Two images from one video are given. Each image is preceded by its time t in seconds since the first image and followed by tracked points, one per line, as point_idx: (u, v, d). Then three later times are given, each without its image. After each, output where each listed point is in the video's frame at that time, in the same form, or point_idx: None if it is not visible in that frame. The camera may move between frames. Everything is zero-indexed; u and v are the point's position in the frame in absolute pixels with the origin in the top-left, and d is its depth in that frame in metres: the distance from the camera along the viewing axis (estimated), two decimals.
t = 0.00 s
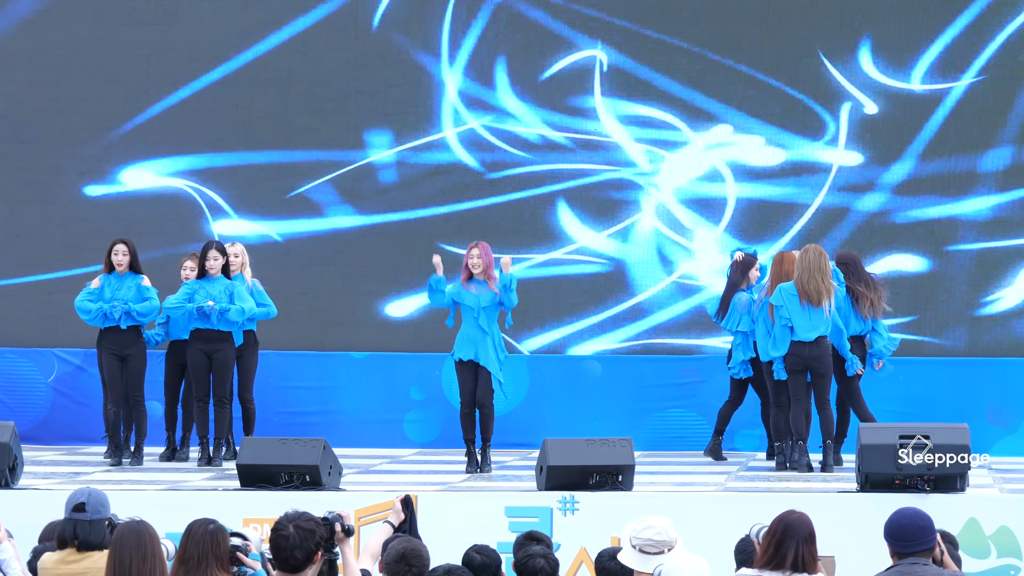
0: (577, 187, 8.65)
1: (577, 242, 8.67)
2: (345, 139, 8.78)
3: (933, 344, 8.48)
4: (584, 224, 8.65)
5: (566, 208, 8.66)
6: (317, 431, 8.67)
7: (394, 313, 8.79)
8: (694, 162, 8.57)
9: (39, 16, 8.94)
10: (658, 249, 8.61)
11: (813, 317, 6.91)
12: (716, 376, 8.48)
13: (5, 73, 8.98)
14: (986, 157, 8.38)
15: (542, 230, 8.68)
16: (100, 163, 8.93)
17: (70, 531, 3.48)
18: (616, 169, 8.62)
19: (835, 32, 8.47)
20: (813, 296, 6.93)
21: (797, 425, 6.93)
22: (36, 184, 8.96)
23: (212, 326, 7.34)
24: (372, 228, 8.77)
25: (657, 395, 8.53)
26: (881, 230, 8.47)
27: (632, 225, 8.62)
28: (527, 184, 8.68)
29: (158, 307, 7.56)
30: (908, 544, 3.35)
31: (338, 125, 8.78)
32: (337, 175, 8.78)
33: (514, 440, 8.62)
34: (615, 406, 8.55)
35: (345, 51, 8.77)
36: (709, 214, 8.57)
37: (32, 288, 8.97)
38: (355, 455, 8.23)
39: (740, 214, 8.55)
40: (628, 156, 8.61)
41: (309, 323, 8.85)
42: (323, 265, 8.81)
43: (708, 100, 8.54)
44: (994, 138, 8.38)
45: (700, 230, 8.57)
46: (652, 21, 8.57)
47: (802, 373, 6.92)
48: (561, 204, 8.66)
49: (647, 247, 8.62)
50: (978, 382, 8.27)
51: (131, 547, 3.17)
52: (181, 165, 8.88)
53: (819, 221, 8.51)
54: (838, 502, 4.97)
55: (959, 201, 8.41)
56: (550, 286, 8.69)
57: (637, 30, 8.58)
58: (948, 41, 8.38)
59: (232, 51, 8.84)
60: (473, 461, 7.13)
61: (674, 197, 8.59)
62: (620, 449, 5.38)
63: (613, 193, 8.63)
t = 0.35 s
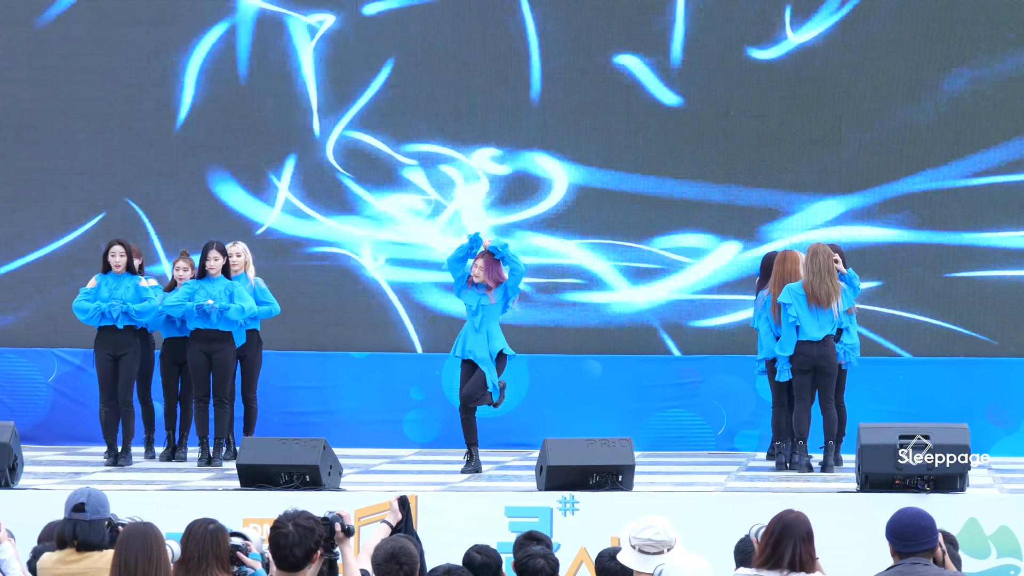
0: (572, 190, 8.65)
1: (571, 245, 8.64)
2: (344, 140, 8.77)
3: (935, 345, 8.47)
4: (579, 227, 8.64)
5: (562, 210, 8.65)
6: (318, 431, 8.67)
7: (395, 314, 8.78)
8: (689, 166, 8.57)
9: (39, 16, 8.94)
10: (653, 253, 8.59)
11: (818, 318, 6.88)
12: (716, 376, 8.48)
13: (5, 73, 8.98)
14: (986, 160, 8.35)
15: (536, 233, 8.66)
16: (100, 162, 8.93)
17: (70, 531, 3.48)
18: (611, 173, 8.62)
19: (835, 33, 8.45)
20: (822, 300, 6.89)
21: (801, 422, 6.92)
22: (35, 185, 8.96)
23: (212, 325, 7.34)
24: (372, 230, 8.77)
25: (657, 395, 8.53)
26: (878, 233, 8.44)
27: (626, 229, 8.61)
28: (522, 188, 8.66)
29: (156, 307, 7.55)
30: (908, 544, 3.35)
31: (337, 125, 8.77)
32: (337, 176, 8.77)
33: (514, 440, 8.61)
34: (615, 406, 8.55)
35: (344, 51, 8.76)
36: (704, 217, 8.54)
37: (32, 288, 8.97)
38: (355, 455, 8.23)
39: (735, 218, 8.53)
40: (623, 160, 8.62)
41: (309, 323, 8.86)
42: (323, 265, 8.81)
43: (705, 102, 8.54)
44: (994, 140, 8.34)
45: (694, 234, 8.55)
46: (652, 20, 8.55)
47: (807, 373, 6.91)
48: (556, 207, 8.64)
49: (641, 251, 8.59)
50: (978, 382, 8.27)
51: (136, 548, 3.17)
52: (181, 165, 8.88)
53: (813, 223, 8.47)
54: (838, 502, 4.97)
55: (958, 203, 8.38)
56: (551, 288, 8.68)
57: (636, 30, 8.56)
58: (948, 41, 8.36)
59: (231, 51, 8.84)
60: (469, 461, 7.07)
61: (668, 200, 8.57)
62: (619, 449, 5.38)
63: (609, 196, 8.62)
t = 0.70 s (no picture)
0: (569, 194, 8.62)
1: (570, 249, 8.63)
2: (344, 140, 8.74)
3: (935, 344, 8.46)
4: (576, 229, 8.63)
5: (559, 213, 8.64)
6: (317, 431, 8.67)
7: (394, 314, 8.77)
8: (686, 169, 8.54)
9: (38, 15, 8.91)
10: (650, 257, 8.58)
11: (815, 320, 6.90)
12: (715, 376, 8.48)
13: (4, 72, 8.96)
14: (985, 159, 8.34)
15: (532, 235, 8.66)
16: (99, 162, 8.91)
17: (70, 532, 3.48)
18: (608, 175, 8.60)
19: (833, 33, 8.42)
20: (818, 303, 6.92)
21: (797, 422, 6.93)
22: (34, 184, 8.94)
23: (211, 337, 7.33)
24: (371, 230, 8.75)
25: (657, 395, 8.52)
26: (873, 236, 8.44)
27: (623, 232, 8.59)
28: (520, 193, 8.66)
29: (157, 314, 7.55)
30: (909, 544, 3.35)
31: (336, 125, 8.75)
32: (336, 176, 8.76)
33: (514, 440, 8.61)
34: (615, 406, 8.55)
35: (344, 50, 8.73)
36: (701, 219, 8.52)
37: (31, 288, 8.96)
38: (354, 455, 8.23)
39: (733, 219, 8.50)
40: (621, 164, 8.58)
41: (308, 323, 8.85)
42: (323, 265, 8.79)
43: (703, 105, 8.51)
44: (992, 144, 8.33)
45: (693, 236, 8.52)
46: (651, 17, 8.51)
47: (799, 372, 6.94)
48: (553, 210, 8.63)
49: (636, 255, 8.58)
50: (978, 382, 8.27)
51: (137, 549, 3.17)
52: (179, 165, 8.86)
53: (812, 225, 8.46)
54: (838, 502, 4.97)
55: (955, 205, 8.38)
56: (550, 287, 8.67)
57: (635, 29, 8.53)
58: (947, 40, 8.35)
59: (230, 51, 8.80)
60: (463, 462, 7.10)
61: (667, 201, 8.54)
62: (619, 449, 5.37)
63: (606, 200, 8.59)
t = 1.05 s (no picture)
0: (567, 193, 8.63)
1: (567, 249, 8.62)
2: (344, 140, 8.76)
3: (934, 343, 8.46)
4: (575, 230, 8.62)
5: (558, 213, 8.63)
6: (317, 431, 8.68)
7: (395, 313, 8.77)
8: (685, 169, 8.53)
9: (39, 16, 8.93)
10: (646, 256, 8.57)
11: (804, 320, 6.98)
12: (715, 376, 8.48)
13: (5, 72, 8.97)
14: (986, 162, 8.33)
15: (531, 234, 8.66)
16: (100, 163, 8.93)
17: (71, 532, 3.48)
18: (607, 175, 8.60)
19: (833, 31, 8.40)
20: (805, 304, 6.98)
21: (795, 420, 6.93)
22: (35, 185, 8.96)
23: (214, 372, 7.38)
24: (371, 230, 8.75)
25: (655, 395, 8.52)
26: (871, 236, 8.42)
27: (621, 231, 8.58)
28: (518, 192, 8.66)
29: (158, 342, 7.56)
30: (910, 545, 3.35)
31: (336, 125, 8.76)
32: (336, 176, 8.76)
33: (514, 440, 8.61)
34: (615, 406, 8.55)
35: (344, 51, 8.75)
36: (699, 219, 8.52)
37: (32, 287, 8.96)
38: (354, 455, 8.24)
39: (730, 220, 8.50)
40: (620, 164, 8.59)
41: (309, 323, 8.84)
42: (322, 264, 8.79)
43: (703, 104, 8.51)
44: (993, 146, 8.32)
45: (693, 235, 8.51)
46: (651, 17, 8.51)
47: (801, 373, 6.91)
48: (552, 211, 8.64)
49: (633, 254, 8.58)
50: (978, 382, 8.27)
51: (137, 550, 3.17)
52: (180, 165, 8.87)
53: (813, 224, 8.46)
54: (838, 502, 4.97)
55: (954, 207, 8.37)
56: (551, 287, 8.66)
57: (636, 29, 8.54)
58: (947, 38, 8.34)
59: (231, 52, 8.82)
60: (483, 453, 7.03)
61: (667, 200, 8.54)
62: (619, 449, 5.37)
63: (604, 199, 8.60)
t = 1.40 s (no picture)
0: (568, 195, 8.61)
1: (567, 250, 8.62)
2: (345, 141, 8.78)
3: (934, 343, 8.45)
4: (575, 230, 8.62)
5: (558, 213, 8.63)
6: (317, 431, 8.68)
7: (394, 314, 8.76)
8: (686, 170, 8.53)
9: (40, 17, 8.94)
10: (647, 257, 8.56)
11: (813, 321, 7.00)
12: (716, 376, 8.48)
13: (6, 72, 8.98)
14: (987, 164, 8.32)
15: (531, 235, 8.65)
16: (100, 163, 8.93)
17: (73, 531, 3.48)
18: (608, 176, 8.59)
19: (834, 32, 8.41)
20: (818, 300, 6.98)
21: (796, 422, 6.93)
22: (36, 185, 8.97)
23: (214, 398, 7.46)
24: (372, 231, 8.76)
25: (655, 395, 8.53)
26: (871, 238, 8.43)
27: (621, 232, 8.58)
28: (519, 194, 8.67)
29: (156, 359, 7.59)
30: (913, 544, 3.35)
31: (337, 125, 8.77)
32: (337, 176, 8.77)
33: (514, 440, 8.61)
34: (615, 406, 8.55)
35: (344, 51, 8.76)
36: (699, 222, 8.52)
37: (32, 288, 8.97)
38: (354, 454, 8.24)
39: (731, 221, 8.49)
40: (622, 166, 8.58)
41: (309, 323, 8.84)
42: (322, 264, 8.80)
43: (706, 106, 8.51)
44: (994, 150, 8.32)
45: (693, 237, 8.51)
46: (651, 18, 8.52)
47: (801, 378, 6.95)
48: (552, 213, 8.63)
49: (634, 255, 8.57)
50: (978, 382, 8.27)
51: (138, 549, 3.17)
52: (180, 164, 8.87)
53: (812, 227, 8.45)
54: (839, 502, 4.97)
55: (954, 210, 8.36)
56: (551, 287, 8.67)
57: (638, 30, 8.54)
58: (947, 38, 8.33)
59: (231, 53, 8.84)
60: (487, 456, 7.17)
61: (668, 203, 8.53)
62: (619, 449, 5.38)
63: (605, 202, 8.58)
